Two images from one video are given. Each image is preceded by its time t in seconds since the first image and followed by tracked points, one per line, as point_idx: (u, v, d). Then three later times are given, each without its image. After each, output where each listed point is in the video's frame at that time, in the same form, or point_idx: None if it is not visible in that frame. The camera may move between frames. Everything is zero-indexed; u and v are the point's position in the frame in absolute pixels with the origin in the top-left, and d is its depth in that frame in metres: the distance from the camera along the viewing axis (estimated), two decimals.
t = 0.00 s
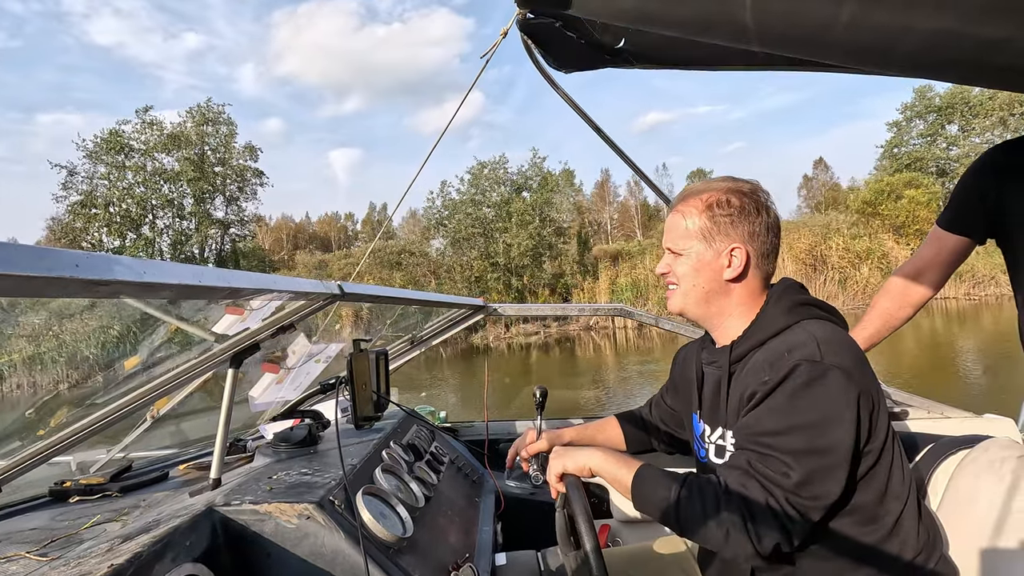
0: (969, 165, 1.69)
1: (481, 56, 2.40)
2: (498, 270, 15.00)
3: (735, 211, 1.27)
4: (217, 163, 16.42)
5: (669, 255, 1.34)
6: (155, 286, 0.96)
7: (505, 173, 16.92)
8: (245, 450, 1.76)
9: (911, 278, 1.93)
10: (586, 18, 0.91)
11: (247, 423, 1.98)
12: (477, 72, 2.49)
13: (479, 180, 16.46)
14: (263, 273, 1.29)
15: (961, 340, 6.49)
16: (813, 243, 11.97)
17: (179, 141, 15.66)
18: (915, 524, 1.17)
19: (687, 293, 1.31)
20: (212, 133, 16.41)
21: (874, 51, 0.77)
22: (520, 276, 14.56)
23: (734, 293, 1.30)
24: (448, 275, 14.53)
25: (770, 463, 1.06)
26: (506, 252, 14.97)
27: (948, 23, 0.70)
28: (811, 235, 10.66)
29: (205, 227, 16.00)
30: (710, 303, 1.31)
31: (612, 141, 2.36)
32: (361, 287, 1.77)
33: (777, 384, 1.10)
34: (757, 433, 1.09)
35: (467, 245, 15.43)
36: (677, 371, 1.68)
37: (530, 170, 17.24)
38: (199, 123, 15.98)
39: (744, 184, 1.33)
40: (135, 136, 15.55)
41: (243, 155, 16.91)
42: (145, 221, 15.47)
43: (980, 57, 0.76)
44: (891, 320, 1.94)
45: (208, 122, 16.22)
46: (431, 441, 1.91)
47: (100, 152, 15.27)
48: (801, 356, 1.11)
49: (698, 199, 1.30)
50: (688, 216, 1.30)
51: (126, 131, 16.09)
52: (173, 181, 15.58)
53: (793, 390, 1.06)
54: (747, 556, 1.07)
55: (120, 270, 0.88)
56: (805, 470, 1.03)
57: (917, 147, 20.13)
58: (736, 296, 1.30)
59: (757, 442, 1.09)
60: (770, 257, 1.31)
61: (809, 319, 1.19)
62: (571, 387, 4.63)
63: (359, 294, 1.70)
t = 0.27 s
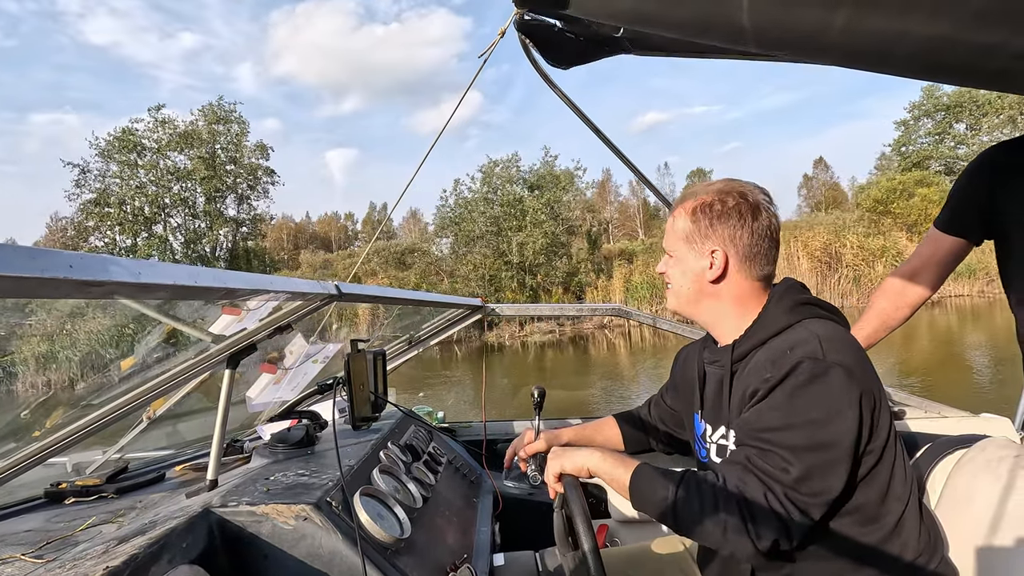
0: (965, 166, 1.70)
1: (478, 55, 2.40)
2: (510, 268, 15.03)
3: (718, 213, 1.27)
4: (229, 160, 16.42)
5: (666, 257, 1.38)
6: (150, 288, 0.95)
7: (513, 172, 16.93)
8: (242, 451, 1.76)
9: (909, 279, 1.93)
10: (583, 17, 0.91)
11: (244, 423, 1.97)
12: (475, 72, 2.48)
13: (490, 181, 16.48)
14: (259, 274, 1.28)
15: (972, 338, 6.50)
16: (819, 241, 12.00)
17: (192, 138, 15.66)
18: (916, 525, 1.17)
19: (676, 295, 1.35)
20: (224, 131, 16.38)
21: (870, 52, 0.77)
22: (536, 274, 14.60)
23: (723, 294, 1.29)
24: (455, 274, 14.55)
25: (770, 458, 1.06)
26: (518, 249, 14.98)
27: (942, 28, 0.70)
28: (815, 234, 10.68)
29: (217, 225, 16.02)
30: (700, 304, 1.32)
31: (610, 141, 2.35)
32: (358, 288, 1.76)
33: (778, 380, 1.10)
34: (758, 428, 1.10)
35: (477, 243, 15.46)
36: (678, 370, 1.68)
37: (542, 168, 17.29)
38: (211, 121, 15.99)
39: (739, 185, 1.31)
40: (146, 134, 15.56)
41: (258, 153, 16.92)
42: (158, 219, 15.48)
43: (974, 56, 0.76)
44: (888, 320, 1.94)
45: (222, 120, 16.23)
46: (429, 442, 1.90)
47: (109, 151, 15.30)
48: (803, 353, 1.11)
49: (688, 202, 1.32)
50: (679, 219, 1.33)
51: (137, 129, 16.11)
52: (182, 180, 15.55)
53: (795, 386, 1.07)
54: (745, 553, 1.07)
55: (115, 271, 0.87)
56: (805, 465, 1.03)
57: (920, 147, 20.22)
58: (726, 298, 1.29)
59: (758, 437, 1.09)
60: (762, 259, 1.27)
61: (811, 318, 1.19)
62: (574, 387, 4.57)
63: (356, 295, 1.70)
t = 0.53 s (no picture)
0: (961, 167, 1.71)
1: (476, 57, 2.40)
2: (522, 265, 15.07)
3: (702, 220, 1.28)
4: (240, 160, 16.51)
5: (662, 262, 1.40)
6: (152, 289, 0.96)
7: (519, 171, 16.97)
8: (242, 452, 1.76)
9: (906, 279, 1.93)
10: (584, 19, 0.91)
11: (243, 424, 1.97)
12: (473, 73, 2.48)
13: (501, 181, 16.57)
14: (259, 274, 1.28)
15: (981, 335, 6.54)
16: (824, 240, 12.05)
17: (204, 137, 15.81)
18: (914, 524, 1.17)
19: (671, 299, 1.37)
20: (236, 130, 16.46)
21: (869, 52, 0.78)
22: (548, 271, 14.11)
23: (712, 299, 1.30)
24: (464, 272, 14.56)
25: (769, 469, 1.07)
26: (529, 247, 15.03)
27: (940, 28, 0.71)
28: (819, 232, 10.71)
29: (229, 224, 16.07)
30: (692, 308, 1.34)
31: (608, 143, 2.36)
32: (357, 289, 1.76)
33: (772, 387, 1.11)
34: (755, 438, 1.10)
35: (488, 242, 15.48)
36: (678, 370, 1.68)
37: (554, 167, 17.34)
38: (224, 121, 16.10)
39: (726, 190, 1.31)
40: (160, 133, 15.69)
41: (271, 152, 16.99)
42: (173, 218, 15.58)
43: (966, 57, 0.77)
44: (885, 321, 1.94)
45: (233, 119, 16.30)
46: (429, 442, 1.90)
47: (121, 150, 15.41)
48: (795, 357, 1.11)
49: (676, 209, 1.34)
50: (669, 226, 1.35)
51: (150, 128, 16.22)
52: (195, 178, 15.63)
53: (788, 394, 1.07)
54: (749, 559, 1.08)
55: (116, 272, 0.88)
56: (803, 475, 1.04)
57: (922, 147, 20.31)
58: (715, 302, 1.30)
59: (756, 447, 1.10)
60: (746, 263, 1.26)
61: (805, 320, 1.19)
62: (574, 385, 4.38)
63: (355, 295, 1.70)
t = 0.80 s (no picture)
0: (958, 168, 1.71)
1: (473, 56, 2.39)
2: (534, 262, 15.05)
3: (690, 222, 1.28)
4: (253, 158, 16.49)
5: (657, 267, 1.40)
6: (145, 289, 0.95)
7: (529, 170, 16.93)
8: (238, 453, 1.75)
9: (903, 280, 1.93)
10: (580, 18, 0.91)
11: (239, 425, 1.96)
12: (470, 73, 2.47)
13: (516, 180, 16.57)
14: (255, 275, 1.27)
15: (990, 329, 6.54)
16: (830, 238, 12.07)
17: (219, 135, 15.75)
18: (909, 523, 1.17)
19: (667, 303, 1.37)
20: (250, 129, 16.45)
21: (866, 51, 0.78)
22: (565, 271, 14.21)
23: (705, 299, 1.30)
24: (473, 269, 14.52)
25: (765, 469, 1.06)
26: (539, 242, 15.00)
27: (936, 28, 0.71)
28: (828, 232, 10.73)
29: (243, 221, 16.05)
30: (686, 308, 1.34)
31: (606, 143, 2.36)
32: (354, 289, 1.75)
33: (765, 387, 1.10)
34: (750, 438, 1.10)
35: (501, 240, 15.44)
36: (675, 370, 1.68)
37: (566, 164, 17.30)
38: (236, 119, 16.11)
39: (714, 192, 1.31)
40: (174, 130, 15.71)
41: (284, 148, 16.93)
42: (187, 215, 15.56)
43: (958, 57, 0.77)
44: (883, 321, 1.95)
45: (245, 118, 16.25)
46: (426, 443, 1.90)
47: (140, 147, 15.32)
48: (788, 357, 1.11)
49: (665, 215, 1.34)
50: (659, 231, 1.35)
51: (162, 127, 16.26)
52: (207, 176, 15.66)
53: (782, 393, 1.07)
54: (748, 561, 1.08)
55: (109, 272, 0.87)
56: (798, 475, 1.03)
57: (937, 147, 20.16)
58: (707, 302, 1.30)
59: (751, 447, 1.09)
60: (736, 261, 1.25)
61: (798, 319, 1.18)
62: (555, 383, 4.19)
63: (352, 295, 1.69)
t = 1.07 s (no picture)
0: (954, 169, 1.71)
1: (470, 56, 2.38)
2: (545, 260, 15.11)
3: (679, 223, 1.29)
4: (266, 158, 16.59)
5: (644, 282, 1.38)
6: (139, 290, 0.95)
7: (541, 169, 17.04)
8: (234, 454, 1.75)
9: (899, 280, 1.93)
10: (576, 18, 0.91)
11: (236, 425, 1.96)
12: (466, 74, 2.46)
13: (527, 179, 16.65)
14: (251, 275, 1.27)
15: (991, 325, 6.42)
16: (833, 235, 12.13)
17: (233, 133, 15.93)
18: (908, 522, 1.18)
19: (665, 313, 1.34)
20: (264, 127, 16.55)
21: (861, 50, 0.78)
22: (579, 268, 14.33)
23: (708, 297, 1.28)
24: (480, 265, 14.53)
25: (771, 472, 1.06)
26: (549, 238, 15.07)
27: (931, 28, 0.71)
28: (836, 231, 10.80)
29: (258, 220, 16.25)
30: (690, 313, 1.31)
31: (603, 143, 2.36)
32: (350, 289, 1.75)
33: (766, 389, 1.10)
34: (754, 441, 1.09)
35: (516, 239, 15.46)
36: (672, 370, 1.68)
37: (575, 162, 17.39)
38: (250, 118, 16.22)
39: (682, 196, 1.34)
40: (190, 130, 16.07)
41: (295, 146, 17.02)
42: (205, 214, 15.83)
43: (950, 57, 0.77)
44: (880, 321, 1.95)
45: (260, 117, 16.42)
46: (423, 443, 1.89)
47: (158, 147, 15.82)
48: (787, 358, 1.11)
49: (648, 224, 1.35)
50: (643, 242, 1.35)
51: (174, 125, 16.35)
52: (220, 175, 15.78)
53: (784, 395, 1.07)
54: (761, 568, 1.07)
55: (102, 272, 0.87)
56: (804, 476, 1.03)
57: (946, 144, 20.47)
58: (710, 300, 1.28)
59: (756, 450, 1.09)
60: (731, 252, 1.27)
61: (798, 319, 1.19)
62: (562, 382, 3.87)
63: (349, 296, 1.69)
